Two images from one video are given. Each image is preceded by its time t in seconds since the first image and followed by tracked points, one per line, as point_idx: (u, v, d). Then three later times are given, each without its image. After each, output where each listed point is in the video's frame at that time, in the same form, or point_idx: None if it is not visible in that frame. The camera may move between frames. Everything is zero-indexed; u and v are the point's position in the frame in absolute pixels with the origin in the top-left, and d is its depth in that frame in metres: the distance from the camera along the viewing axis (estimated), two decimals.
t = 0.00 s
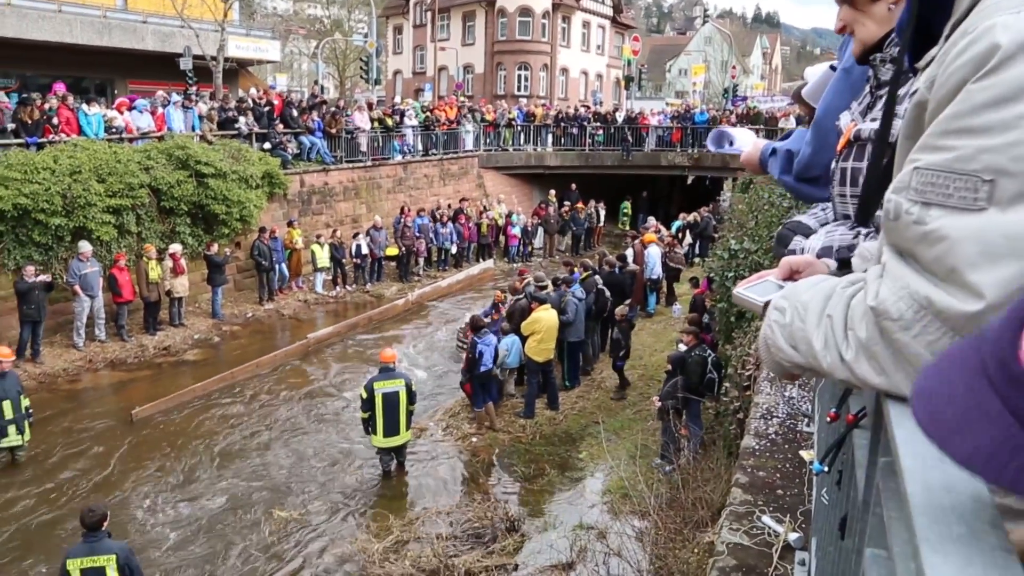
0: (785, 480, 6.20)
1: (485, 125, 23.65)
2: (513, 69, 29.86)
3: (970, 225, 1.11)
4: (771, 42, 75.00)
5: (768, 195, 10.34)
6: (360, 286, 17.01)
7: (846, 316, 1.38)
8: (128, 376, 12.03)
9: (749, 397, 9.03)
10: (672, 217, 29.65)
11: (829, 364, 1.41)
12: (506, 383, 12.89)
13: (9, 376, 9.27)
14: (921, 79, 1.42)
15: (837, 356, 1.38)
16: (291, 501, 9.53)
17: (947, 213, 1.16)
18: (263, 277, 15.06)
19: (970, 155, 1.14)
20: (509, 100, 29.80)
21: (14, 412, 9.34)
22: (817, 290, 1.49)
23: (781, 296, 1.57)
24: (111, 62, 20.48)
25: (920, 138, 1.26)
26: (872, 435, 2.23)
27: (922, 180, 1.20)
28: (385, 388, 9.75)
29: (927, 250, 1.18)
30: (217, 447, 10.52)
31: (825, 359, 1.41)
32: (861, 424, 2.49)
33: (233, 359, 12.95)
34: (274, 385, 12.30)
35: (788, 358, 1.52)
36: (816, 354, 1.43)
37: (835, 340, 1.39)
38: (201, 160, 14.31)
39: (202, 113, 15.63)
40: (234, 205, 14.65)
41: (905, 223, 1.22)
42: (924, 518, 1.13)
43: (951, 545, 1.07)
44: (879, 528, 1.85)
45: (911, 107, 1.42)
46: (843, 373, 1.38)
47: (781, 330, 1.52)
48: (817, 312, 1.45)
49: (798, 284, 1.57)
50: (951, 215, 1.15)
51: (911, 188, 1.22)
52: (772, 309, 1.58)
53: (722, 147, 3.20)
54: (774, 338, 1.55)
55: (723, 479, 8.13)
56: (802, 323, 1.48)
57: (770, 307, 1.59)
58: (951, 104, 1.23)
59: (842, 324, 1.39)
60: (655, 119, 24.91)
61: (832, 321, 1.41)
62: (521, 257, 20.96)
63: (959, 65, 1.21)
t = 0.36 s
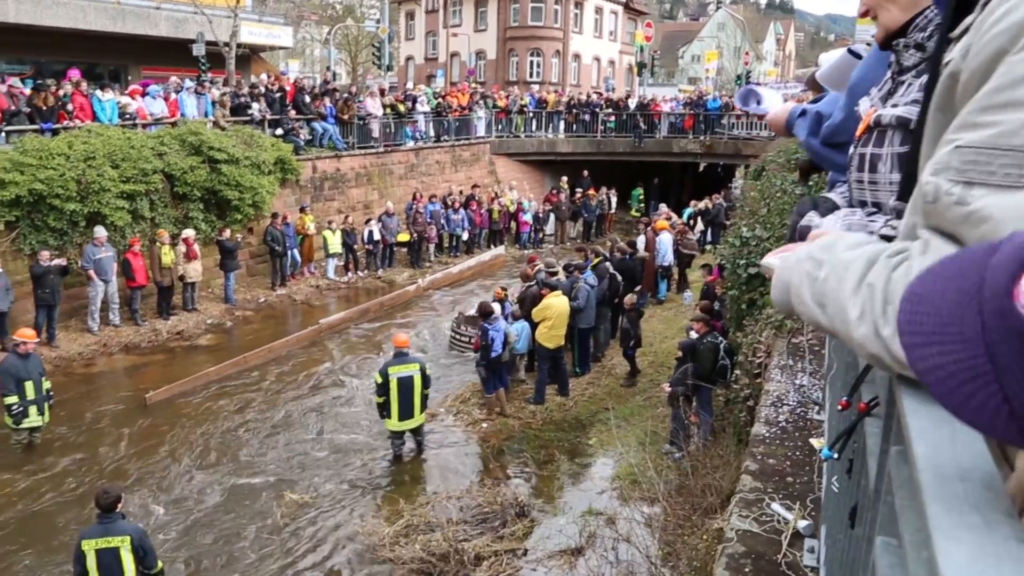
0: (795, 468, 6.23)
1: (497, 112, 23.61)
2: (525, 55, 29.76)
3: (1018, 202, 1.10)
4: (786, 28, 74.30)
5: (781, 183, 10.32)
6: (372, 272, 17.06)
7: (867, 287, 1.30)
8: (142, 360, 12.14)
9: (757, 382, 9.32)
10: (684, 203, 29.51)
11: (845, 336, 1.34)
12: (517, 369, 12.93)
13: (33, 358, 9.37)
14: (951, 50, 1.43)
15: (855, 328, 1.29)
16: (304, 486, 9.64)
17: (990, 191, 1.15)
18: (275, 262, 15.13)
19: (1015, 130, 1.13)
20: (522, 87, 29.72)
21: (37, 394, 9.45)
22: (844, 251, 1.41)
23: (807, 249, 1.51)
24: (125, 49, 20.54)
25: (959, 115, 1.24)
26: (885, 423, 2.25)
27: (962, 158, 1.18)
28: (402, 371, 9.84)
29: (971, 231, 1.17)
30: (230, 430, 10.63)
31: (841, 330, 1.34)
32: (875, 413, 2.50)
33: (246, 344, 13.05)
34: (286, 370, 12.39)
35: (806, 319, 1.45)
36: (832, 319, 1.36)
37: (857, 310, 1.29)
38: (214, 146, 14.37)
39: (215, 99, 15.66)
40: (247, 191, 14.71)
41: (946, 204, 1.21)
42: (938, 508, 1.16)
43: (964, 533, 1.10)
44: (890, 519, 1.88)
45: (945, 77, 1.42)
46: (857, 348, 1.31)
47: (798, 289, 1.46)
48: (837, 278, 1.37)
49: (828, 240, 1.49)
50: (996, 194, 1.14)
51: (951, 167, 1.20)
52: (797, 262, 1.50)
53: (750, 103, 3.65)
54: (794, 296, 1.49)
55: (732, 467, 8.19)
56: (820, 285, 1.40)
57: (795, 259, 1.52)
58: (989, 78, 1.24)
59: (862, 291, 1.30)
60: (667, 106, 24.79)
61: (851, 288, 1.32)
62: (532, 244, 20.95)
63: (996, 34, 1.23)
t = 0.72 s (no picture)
0: (809, 450, 6.23)
1: (512, 91, 23.50)
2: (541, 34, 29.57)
3: None
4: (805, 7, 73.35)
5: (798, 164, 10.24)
6: (387, 251, 17.09)
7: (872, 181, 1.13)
8: (159, 338, 12.25)
9: (773, 365, 9.25)
10: (700, 184, 29.30)
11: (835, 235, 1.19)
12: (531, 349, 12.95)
13: (53, 336, 9.55)
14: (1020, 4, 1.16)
15: (849, 229, 1.14)
16: (318, 465, 9.73)
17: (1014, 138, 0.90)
18: (291, 241, 15.19)
19: None
20: (538, 66, 29.57)
21: (57, 370, 9.59)
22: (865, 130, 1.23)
23: (828, 115, 1.33)
24: (143, 28, 20.60)
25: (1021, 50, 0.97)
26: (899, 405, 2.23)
27: (997, 101, 0.94)
28: (432, 347, 9.87)
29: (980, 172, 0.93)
30: (246, 407, 10.74)
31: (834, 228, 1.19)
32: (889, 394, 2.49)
33: (262, 322, 13.14)
34: (301, 348, 12.46)
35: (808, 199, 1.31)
36: (831, 209, 1.21)
37: (854, 213, 1.13)
38: (230, 125, 14.37)
39: (231, 78, 15.67)
40: (262, 170, 14.74)
41: (963, 139, 0.97)
42: (953, 489, 1.12)
43: (982, 517, 1.06)
44: (903, 501, 1.86)
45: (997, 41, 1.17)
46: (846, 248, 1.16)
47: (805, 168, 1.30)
48: (844, 167, 1.20)
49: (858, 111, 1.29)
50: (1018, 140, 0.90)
51: (985, 109, 0.96)
52: (817, 129, 1.33)
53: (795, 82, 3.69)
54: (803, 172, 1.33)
55: (745, 450, 8.23)
56: (831, 168, 1.23)
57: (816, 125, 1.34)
58: None
59: (865, 192, 1.13)
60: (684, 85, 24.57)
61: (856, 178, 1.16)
62: (547, 224, 20.90)
63: None
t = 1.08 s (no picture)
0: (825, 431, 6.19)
1: (530, 67, 23.31)
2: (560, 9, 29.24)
3: None
4: None
5: (819, 142, 10.11)
6: (404, 227, 17.08)
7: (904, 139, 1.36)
8: (177, 313, 12.34)
9: (792, 345, 9.19)
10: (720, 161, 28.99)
11: (866, 183, 1.42)
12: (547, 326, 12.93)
13: (65, 315, 9.41)
14: None
15: (881, 176, 1.37)
16: (333, 441, 9.80)
17: None
18: (308, 216, 15.21)
19: None
20: (556, 41, 29.25)
21: (72, 349, 9.58)
22: (896, 100, 1.46)
23: (860, 82, 1.55)
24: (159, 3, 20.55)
25: None
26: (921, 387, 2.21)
27: None
28: (459, 319, 9.85)
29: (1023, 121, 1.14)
30: (264, 381, 10.83)
31: (865, 178, 1.42)
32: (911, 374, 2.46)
33: (279, 297, 13.20)
34: (318, 323, 12.51)
35: (834, 153, 1.54)
36: (861, 158, 1.45)
37: (890, 164, 1.36)
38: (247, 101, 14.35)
39: (248, 53, 15.72)
40: (279, 146, 14.75)
41: (1003, 91, 1.19)
42: (973, 465, 1.10)
43: (999, 493, 1.06)
44: (920, 483, 1.83)
45: None
46: (874, 195, 1.39)
47: (837, 127, 1.52)
48: (881, 127, 1.43)
49: (882, 79, 1.53)
50: None
51: None
52: (845, 95, 1.57)
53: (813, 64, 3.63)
54: (832, 131, 1.56)
55: (762, 431, 8.20)
56: (861, 129, 1.48)
57: (844, 90, 1.58)
58: None
59: (903, 147, 1.36)
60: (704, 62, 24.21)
61: (890, 135, 1.39)
62: (564, 200, 20.77)
63: None
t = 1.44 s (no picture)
0: (849, 416, 6.03)
1: (551, 44, 23.03)
2: None
3: None
4: None
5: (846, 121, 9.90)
6: (422, 207, 16.96)
7: (933, 115, 1.40)
8: (194, 292, 12.32)
9: (814, 328, 9.01)
10: (743, 141, 28.55)
11: (892, 158, 1.46)
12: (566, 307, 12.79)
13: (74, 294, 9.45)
14: None
15: (911, 151, 1.40)
16: (349, 421, 9.76)
17: None
18: (325, 195, 15.14)
19: None
20: (578, 18, 28.86)
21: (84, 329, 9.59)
22: (922, 75, 1.49)
23: (886, 60, 1.59)
24: None
25: None
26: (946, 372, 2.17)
27: None
28: (478, 300, 9.83)
29: None
30: (279, 360, 10.81)
31: (891, 153, 1.46)
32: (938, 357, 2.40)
33: (296, 277, 13.16)
34: (334, 303, 12.46)
35: (856, 126, 1.57)
36: (887, 133, 1.48)
37: (920, 139, 1.40)
38: (264, 78, 14.32)
39: (264, 30, 15.61)
40: (296, 123, 14.66)
41: None
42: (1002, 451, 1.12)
43: None
44: (943, 470, 1.81)
45: None
46: (900, 172, 1.43)
47: (861, 102, 1.55)
48: (908, 103, 1.46)
49: (909, 57, 1.56)
50: None
51: None
52: (867, 72, 1.60)
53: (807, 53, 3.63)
54: (853, 106, 1.59)
55: (785, 416, 8.09)
56: (885, 104, 1.51)
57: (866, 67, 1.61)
58: None
59: (933, 123, 1.40)
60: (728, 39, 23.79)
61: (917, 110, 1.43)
62: (585, 180, 20.54)
63: None
